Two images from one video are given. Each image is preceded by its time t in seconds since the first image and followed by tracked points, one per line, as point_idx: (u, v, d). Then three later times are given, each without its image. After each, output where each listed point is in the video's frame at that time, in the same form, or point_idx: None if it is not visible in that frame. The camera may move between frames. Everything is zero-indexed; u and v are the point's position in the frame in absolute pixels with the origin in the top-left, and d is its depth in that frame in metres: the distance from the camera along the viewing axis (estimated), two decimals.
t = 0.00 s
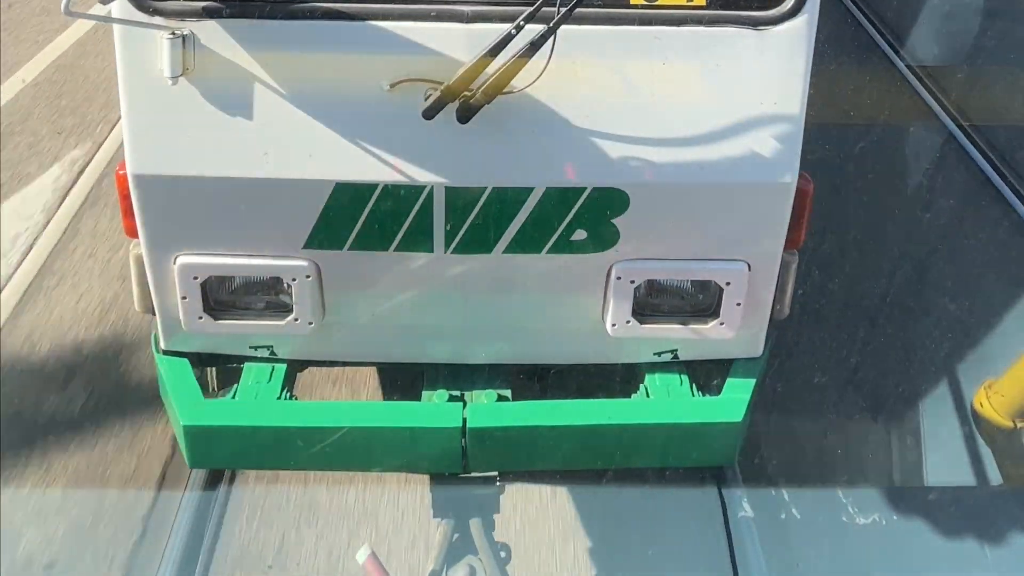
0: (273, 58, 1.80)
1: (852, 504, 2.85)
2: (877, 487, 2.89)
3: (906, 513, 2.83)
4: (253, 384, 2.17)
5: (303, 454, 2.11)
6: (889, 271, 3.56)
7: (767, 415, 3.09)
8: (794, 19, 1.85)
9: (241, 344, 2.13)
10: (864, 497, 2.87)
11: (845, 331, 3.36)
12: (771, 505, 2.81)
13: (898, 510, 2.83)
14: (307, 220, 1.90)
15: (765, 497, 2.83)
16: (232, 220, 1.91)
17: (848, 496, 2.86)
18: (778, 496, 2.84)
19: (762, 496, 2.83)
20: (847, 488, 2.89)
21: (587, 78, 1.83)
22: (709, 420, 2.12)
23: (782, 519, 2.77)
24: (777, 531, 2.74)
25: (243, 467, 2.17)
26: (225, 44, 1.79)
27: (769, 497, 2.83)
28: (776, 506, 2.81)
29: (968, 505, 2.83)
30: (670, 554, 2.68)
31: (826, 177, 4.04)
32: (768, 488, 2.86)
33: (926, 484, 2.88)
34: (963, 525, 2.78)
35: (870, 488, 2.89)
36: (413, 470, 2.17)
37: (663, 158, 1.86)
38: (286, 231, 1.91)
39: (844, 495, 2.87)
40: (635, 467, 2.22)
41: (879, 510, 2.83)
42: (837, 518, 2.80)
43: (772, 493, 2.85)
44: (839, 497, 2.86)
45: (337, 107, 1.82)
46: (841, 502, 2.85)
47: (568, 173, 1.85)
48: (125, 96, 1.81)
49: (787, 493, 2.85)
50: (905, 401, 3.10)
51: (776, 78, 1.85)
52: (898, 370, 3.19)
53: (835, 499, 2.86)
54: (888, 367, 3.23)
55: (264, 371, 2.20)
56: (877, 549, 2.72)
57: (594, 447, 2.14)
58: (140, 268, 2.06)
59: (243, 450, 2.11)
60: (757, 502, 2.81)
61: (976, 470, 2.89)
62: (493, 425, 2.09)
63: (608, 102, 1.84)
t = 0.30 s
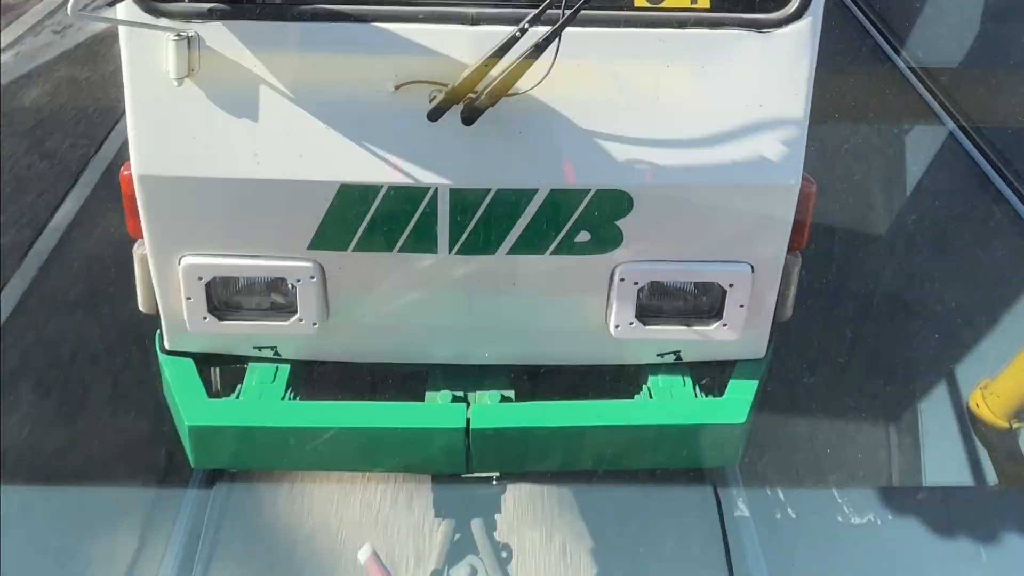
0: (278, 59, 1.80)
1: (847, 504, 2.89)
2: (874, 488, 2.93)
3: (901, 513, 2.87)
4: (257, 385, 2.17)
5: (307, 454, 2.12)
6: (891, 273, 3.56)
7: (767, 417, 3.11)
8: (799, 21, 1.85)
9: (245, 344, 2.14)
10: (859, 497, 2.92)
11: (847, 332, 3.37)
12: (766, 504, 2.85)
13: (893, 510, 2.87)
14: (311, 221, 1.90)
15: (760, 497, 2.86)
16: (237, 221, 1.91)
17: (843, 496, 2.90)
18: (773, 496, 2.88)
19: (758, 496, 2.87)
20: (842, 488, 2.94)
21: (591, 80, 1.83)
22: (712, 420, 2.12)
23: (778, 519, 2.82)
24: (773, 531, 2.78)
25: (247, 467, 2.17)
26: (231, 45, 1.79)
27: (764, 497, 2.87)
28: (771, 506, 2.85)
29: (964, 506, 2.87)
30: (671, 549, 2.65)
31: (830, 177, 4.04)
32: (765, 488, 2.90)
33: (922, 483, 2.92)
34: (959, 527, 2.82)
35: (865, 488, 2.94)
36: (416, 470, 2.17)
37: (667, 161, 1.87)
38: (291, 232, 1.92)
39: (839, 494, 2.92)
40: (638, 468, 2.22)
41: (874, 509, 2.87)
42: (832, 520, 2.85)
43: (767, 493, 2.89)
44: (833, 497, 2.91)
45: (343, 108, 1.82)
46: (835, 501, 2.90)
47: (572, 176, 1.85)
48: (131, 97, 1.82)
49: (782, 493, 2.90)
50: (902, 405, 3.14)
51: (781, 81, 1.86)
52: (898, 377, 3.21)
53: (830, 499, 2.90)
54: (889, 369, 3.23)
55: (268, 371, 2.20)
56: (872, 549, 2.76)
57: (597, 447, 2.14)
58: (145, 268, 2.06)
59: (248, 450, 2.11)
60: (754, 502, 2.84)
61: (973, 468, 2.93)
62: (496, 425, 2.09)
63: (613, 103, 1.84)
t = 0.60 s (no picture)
0: (277, 61, 1.80)
1: (844, 504, 2.89)
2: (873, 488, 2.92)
3: (900, 512, 2.85)
4: (257, 386, 2.17)
5: (306, 456, 2.12)
6: (890, 275, 3.56)
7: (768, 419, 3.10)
8: (798, 23, 1.86)
9: (245, 345, 2.14)
10: (857, 497, 2.91)
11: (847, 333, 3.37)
12: (763, 503, 2.84)
13: (891, 510, 2.86)
14: (311, 222, 1.90)
15: (758, 496, 2.86)
16: (236, 222, 1.91)
17: (840, 496, 2.90)
18: (770, 495, 2.88)
19: (755, 495, 2.86)
20: (840, 487, 2.93)
21: (590, 82, 1.83)
22: (712, 423, 2.12)
23: (774, 518, 2.82)
24: (770, 531, 2.77)
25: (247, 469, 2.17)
26: (230, 47, 1.79)
27: (761, 496, 2.87)
28: (768, 505, 2.85)
29: (964, 507, 2.85)
30: (669, 548, 2.67)
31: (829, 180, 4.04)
32: (763, 488, 2.89)
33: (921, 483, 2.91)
34: (957, 528, 2.81)
35: (863, 488, 2.93)
36: (416, 472, 2.17)
37: (667, 163, 1.87)
38: (290, 233, 1.92)
39: (836, 495, 2.91)
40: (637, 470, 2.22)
41: (871, 508, 2.87)
42: (830, 518, 2.84)
43: (765, 492, 2.88)
44: (831, 497, 2.90)
45: (342, 110, 1.82)
46: (833, 501, 2.89)
47: (572, 177, 1.86)
48: (131, 98, 1.82)
49: (780, 493, 2.90)
50: (905, 403, 3.12)
51: (780, 83, 1.86)
52: (899, 375, 3.20)
53: (827, 499, 2.89)
54: (889, 369, 3.23)
55: (268, 372, 2.20)
56: (871, 549, 2.76)
57: (596, 449, 2.14)
58: (145, 269, 2.07)
59: (247, 451, 2.11)
60: (753, 501, 2.83)
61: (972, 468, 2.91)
62: (496, 427, 2.09)
63: (613, 105, 1.84)
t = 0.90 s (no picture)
0: (276, 63, 1.80)
1: (849, 509, 2.81)
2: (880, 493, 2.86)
3: (907, 519, 2.79)
4: (257, 388, 2.17)
5: (306, 458, 2.12)
6: (892, 280, 3.56)
7: (771, 422, 3.08)
8: (799, 25, 1.85)
9: (245, 347, 2.14)
10: (863, 503, 2.83)
11: (850, 337, 3.36)
12: (769, 510, 2.78)
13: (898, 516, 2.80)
14: (310, 224, 1.90)
15: (762, 501, 2.81)
16: (236, 224, 1.91)
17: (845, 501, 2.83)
18: (775, 502, 2.82)
19: (760, 502, 2.81)
20: (845, 493, 2.86)
21: (590, 84, 1.83)
22: (713, 426, 2.11)
23: (779, 523, 2.75)
24: (775, 536, 2.71)
25: (246, 471, 2.17)
26: (229, 49, 1.79)
27: (767, 503, 2.81)
28: (773, 511, 2.79)
29: (970, 510, 2.82)
30: (673, 554, 2.64)
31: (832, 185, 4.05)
32: (766, 492, 2.85)
33: (932, 492, 2.87)
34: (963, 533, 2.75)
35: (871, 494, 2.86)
36: (415, 474, 2.17)
37: (668, 165, 1.86)
38: (289, 236, 1.92)
39: (842, 501, 2.84)
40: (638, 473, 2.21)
41: (878, 514, 2.80)
42: (833, 524, 2.77)
43: (769, 497, 2.84)
44: (837, 504, 2.83)
45: (342, 113, 1.82)
46: (839, 508, 2.82)
47: (573, 179, 1.85)
48: (130, 99, 1.82)
49: (784, 498, 2.84)
50: (908, 407, 3.10)
51: (780, 85, 1.85)
52: (901, 379, 3.19)
53: (833, 505, 2.82)
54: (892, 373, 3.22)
55: (268, 375, 2.20)
56: (876, 552, 2.70)
57: (596, 452, 2.13)
58: (145, 271, 2.07)
59: (247, 453, 2.10)
60: (757, 508, 2.78)
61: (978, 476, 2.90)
62: (495, 429, 2.08)
63: (613, 108, 1.84)
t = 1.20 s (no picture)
0: (279, 63, 1.79)
1: (855, 514, 2.80)
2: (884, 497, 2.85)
3: (913, 524, 2.78)
4: (258, 390, 2.17)
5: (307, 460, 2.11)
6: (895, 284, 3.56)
7: (776, 425, 3.06)
8: (803, 26, 1.84)
9: (246, 349, 2.13)
10: (867, 507, 2.83)
11: (854, 339, 3.34)
12: (774, 515, 2.77)
13: (905, 522, 2.78)
14: (312, 225, 1.89)
15: (767, 506, 2.80)
16: (237, 225, 1.90)
17: (852, 506, 2.82)
18: (781, 506, 2.81)
19: (765, 506, 2.80)
20: (851, 497, 2.85)
21: (593, 85, 1.82)
22: (716, 429, 2.10)
23: (785, 529, 2.74)
24: (781, 541, 2.70)
25: (247, 473, 2.16)
26: (232, 50, 1.79)
27: (772, 507, 2.80)
28: (779, 516, 2.78)
29: (977, 514, 2.81)
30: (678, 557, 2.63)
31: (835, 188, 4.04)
32: (771, 497, 2.84)
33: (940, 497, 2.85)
34: (971, 538, 2.74)
35: (875, 499, 2.85)
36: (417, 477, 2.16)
37: (672, 167, 1.85)
38: (290, 237, 1.91)
39: (847, 505, 2.83)
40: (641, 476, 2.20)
41: (884, 520, 2.78)
42: (839, 530, 2.75)
43: (775, 502, 2.82)
44: (842, 508, 2.82)
45: (344, 114, 1.81)
46: (845, 512, 2.81)
47: (576, 181, 1.84)
48: (132, 100, 1.81)
49: (790, 503, 2.82)
50: (913, 411, 3.09)
51: (784, 86, 1.85)
52: (905, 383, 3.18)
53: (839, 509, 2.82)
54: (896, 376, 3.21)
55: (269, 377, 2.19)
56: (883, 556, 2.68)
57: (599, 455, 2.12)
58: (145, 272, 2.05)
59: (248, 455, 2.10)
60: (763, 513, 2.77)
61: (984, 481, 2.88)
62: (498, 432, 2.07)
63: (617, 109, 1.83)
